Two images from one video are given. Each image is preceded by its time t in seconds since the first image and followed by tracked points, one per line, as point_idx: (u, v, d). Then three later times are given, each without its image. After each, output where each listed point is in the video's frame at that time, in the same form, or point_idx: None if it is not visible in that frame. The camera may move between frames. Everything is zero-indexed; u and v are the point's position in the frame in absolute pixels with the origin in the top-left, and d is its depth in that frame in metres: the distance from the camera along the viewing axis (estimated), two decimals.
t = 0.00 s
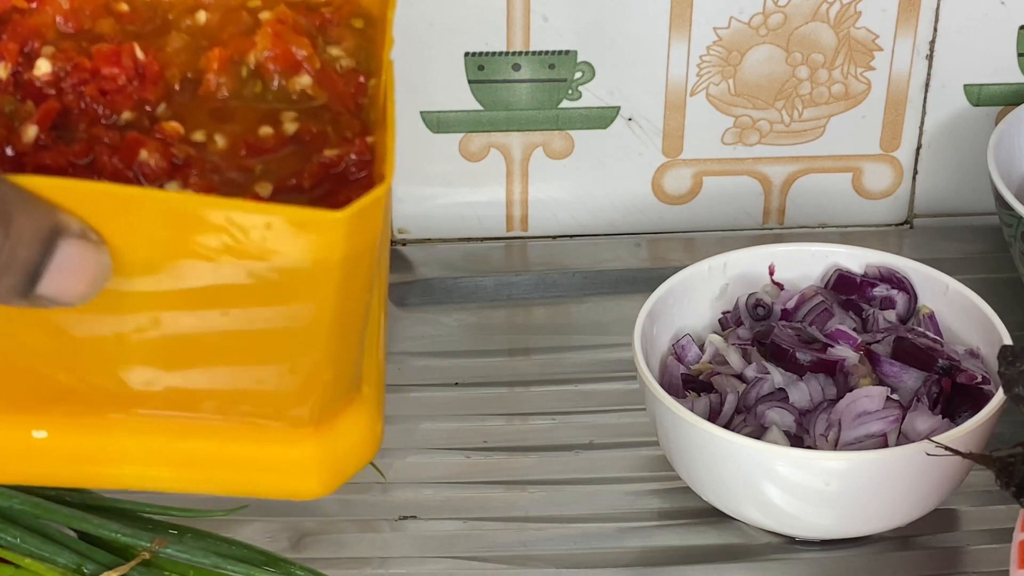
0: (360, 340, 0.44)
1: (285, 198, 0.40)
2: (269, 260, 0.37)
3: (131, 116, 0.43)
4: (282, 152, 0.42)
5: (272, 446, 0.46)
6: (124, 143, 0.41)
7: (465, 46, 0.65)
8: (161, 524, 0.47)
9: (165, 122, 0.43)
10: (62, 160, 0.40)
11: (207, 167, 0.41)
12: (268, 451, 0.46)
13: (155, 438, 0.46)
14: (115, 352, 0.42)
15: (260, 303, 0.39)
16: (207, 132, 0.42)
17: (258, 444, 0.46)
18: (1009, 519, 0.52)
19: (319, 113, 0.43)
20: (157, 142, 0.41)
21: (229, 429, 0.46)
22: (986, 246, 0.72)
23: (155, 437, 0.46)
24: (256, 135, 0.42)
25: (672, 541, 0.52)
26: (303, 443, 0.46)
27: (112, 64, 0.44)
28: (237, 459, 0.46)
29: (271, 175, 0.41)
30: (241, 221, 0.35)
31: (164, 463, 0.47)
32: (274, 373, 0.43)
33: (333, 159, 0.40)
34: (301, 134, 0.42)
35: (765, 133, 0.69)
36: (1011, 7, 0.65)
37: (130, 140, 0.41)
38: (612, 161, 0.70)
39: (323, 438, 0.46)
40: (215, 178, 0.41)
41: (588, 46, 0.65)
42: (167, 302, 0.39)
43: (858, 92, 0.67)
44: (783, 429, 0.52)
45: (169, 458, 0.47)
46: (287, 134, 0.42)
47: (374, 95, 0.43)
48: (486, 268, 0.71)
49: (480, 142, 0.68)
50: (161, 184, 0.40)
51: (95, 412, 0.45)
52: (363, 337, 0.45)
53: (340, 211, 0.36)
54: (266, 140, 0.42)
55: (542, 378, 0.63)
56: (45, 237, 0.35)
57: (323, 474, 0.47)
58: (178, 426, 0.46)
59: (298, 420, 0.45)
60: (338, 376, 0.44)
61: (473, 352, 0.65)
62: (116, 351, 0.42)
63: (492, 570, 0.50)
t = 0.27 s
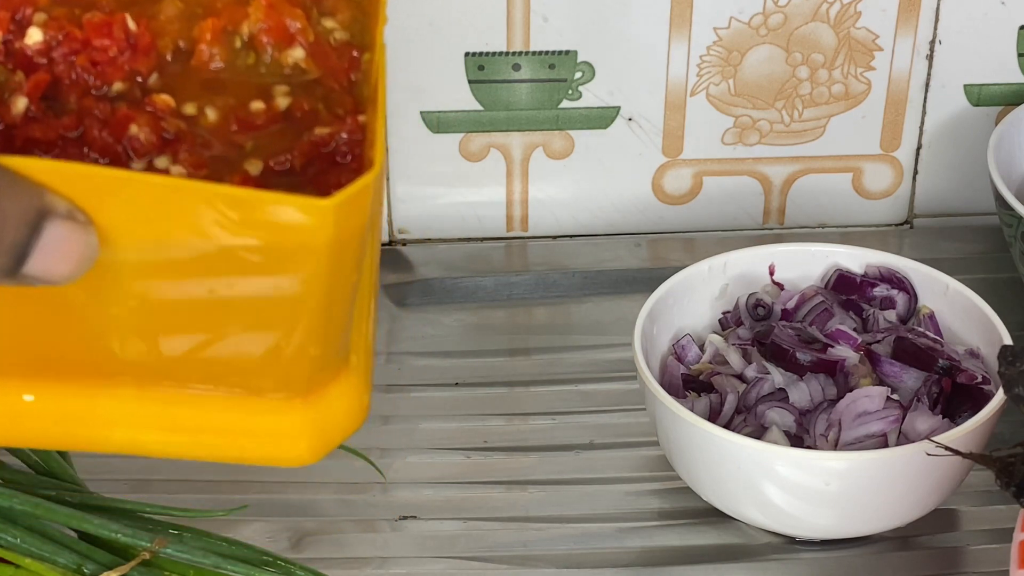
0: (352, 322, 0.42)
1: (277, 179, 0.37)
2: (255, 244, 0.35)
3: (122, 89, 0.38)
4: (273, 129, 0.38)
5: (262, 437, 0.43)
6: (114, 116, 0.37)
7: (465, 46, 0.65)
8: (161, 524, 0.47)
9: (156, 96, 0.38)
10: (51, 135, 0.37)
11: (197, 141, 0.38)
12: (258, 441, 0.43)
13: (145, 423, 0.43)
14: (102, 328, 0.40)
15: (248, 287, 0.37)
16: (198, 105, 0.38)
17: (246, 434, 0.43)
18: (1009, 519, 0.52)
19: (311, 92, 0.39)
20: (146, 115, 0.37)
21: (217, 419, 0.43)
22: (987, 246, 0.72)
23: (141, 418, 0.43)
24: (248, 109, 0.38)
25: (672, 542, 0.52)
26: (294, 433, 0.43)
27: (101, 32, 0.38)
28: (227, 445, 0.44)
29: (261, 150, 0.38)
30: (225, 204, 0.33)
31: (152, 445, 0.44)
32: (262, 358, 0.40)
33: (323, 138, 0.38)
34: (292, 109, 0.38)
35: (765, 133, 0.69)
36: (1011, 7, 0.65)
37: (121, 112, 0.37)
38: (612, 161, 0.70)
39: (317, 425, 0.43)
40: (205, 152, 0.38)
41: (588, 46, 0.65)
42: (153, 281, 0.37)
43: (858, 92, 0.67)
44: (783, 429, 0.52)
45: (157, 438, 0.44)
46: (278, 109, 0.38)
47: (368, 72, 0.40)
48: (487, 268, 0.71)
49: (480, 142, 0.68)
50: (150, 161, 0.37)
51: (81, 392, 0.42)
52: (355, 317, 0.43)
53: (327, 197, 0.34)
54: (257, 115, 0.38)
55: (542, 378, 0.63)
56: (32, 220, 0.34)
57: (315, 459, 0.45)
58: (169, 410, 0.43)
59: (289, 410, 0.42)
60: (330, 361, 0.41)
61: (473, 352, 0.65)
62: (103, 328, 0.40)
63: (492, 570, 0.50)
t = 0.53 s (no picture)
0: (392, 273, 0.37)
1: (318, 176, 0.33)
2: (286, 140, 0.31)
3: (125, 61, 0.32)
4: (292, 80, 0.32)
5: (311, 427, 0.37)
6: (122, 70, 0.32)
7: (465, 46, 0.65)
8: (161, 524, 0.47)
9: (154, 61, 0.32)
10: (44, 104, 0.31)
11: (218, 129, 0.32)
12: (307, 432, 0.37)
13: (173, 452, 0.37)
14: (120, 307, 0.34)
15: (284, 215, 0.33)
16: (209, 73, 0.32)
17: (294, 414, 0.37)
18: (1010, 519, 0.52)
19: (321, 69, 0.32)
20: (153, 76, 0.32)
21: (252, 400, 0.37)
22: (987, 246, 0.72)
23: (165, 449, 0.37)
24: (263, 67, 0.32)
25: (672, 541, 0.52)
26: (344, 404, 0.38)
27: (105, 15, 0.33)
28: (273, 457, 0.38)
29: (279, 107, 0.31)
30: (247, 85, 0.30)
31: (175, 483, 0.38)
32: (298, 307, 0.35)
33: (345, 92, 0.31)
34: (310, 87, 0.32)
35: (765, 133, 0.69)
36: (1011, 8, 0.65)
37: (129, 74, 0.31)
38: (612, 161, 0.70)
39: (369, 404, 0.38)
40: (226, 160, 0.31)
41: (588, 46, 0.65)
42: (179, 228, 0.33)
43: (859, 92, 0.67)
44: (783, 429, 0.52)
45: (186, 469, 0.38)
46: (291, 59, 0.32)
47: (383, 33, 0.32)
48: (486, 267, 0.70)
49: (480, 142, 0.68)
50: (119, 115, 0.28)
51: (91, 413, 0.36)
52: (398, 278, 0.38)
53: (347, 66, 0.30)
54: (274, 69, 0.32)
55: (542, 378, 0.63)
56: (46, 127, 0.29)
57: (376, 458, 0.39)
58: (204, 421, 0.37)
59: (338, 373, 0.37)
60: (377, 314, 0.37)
61: (473, 352, 0.65)
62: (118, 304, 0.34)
63: (492, 570, 0.50)
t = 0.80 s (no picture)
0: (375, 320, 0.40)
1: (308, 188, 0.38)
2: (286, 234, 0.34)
3: (149, 91, 0.40)
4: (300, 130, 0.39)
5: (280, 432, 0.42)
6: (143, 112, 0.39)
7: (465, 45, 0.65)
8: (161, 524, 0.47)
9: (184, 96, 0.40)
10: (78, 132, 0.38)
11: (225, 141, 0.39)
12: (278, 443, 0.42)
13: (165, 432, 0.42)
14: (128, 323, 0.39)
15: (274, 283, 0.37)
16: (225, 106, 0.39)
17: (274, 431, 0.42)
18: (1010, 519, 0.52)
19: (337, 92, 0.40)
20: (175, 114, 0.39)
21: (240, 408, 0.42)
22: (987, 246, 0.72)
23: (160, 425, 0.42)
24: (276, 111, 0.39)
25: (672, 542, 0.52)
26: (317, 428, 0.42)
27: (131, 35, 0.40)
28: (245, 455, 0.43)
29: (288, 159, 0.38)
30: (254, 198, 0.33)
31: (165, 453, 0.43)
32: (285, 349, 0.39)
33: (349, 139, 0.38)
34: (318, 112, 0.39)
35: (765, 133, 0.69)
36: (1011, 8, 0.65)
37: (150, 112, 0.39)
38: (612, 161, 0.70)
39: (338, 429, 0.42)
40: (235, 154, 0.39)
41: (588, 46, 0.65)
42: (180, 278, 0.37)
43: (858, 92, 0.67)
44: (783, 429, 0.52)
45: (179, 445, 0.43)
46: (304, 112, 0.39)
47: (397, 74, 0.40)
48: (486, 268, 0.71)
49: (480, 142, 0.68)
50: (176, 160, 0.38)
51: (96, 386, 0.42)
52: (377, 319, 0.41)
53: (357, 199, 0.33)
54: (285, 117, 0.39)
55: (542, 378, 0.63)
56: (62, 215, 0.34)
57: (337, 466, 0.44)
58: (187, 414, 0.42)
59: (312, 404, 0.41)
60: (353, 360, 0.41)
61: (473, 351, 0.65)
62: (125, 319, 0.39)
63: (492, 570, 0.50)
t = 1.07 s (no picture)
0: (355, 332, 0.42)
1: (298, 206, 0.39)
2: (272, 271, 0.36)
3: (146, 106, 0.40)
4: (294, 154, 0.40)
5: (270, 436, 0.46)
6: (139, 135, 0.39)
7: (465, 45, 0.65)
8: (160, 524, 0.47)
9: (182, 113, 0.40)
10: (75, 150, 0.38)
11: (219, 161, 0.39)
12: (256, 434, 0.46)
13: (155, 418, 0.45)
14: (119, 326, 0.40)
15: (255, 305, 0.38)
16: (222, 124, 0.40)
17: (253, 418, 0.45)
18: (1009, 519, 0.52)
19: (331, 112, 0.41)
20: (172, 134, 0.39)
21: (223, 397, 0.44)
22: (987, 247, 0.72)
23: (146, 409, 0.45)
24: (271, 132, 0.40)
25: (672, 541, 0.52)
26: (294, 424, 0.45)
27: (133, 53, 0.40)
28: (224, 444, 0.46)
29: (283, 180, 0.39)
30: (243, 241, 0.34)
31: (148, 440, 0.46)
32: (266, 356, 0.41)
33: (343, 166, 0.39)
34: (313, 135, 0.40)
35: (765, 133, 0.69)
36: (1011, 8, 0.65)
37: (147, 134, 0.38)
38: (612, 161, 0.70)
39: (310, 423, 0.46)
40: (230, 175, 0.39)
41: (588, 46, 0.65)
42: (166, 294, 0.38)
43: (858, 92, 0.67)
44: (784, 429, 0.52)
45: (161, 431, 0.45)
46: (301, 135, 0.40)
47: (390, 101, 0.42)
48: (486, 268, 0.71)
49: (480, 142, 0.68)
50: (173, 179, 0.38)
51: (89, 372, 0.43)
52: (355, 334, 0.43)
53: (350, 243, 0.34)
54: (279, 140, 0.40)
55: (542, 378, 0.63)
56: (61, 247, 0.34)
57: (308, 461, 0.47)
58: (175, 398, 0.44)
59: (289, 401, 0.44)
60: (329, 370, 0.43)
61: (473, 351, 0.65)
62: (113, 322, 0.40)
63: (492, 569, 0.50)
